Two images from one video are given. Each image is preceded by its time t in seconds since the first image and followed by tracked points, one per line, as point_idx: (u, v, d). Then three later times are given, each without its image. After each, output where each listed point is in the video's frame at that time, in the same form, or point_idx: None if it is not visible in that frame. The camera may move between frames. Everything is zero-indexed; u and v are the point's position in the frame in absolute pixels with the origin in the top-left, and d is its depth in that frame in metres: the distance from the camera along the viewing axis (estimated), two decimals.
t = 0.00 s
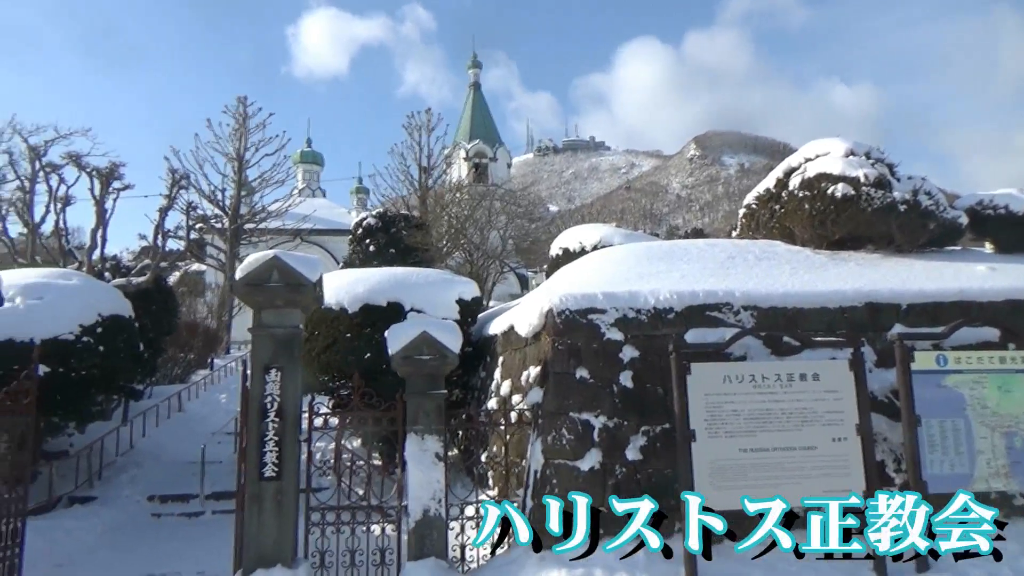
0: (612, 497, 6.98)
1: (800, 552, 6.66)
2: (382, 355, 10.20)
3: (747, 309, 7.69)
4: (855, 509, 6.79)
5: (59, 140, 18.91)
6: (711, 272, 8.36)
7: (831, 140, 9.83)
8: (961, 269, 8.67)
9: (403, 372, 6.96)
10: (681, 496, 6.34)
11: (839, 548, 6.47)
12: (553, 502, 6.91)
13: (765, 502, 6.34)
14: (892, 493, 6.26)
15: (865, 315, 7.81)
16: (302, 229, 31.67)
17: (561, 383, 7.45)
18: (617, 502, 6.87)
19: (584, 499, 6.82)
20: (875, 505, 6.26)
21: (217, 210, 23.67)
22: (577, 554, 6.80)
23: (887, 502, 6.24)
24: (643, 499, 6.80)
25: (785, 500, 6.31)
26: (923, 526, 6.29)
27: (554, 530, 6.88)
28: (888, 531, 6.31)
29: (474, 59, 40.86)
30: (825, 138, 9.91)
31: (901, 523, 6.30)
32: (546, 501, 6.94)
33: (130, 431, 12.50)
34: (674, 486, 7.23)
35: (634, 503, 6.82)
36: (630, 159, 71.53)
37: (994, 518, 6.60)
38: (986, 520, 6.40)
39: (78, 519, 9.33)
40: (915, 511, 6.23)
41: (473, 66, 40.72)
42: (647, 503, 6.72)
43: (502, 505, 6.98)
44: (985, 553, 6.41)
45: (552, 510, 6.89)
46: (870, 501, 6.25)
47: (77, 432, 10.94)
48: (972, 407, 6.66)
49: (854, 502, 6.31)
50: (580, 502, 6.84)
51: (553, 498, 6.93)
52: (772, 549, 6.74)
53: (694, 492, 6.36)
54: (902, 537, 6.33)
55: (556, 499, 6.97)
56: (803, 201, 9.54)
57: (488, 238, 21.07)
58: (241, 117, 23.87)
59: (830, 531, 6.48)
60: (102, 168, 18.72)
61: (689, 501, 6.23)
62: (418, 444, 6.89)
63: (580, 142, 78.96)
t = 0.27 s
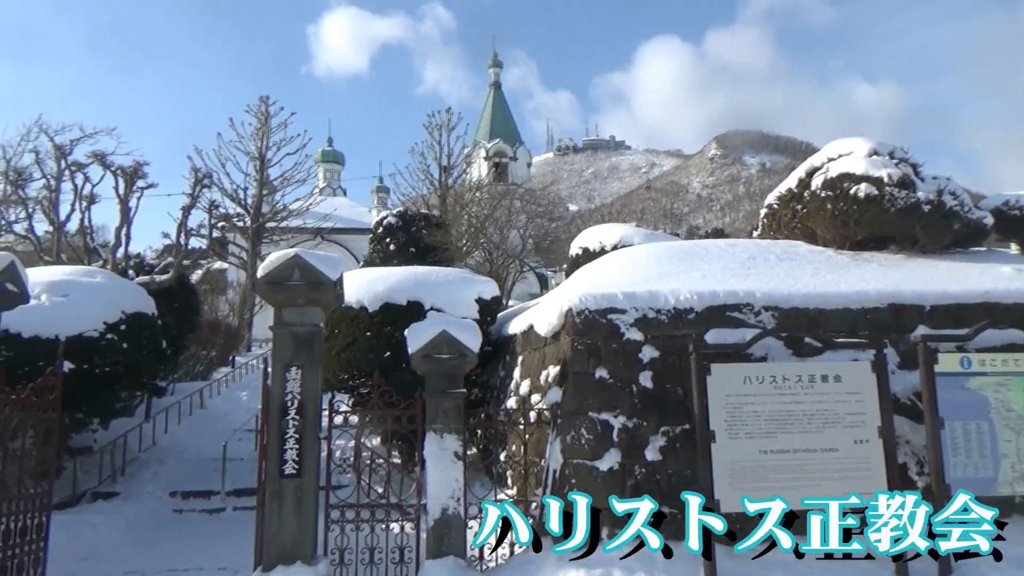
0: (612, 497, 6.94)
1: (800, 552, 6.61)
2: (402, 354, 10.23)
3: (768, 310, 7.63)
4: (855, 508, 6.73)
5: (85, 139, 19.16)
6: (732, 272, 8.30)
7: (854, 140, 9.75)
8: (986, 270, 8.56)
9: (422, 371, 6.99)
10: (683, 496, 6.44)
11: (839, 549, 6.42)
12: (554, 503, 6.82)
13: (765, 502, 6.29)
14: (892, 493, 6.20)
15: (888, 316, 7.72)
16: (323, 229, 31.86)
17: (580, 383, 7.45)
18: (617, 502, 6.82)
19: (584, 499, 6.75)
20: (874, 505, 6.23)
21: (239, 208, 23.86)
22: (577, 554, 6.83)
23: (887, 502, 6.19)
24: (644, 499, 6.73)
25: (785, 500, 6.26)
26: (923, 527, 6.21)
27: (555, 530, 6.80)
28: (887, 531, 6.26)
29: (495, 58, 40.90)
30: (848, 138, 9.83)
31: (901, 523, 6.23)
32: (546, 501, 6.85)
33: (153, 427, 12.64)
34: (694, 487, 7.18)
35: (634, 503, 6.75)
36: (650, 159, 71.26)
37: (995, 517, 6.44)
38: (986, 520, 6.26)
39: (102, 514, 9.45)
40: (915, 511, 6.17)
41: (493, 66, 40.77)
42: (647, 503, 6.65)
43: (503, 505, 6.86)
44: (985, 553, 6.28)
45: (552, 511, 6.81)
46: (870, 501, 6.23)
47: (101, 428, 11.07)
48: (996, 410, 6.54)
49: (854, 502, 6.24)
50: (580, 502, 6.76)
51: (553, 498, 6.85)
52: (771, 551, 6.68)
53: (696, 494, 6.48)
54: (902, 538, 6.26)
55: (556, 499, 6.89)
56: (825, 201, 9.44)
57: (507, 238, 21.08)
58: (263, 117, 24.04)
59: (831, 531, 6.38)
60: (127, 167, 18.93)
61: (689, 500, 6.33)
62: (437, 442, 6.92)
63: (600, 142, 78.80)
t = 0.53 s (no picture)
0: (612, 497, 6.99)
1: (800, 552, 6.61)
2: (419, 354, 10.27)
3: (787, 311, 7.59)
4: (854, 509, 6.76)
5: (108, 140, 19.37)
6: (751, 272, 8.26)
7: (875, 139, 9.65)
8: (1010, 272, 8.46)
9: (440, 371, 7.01)
10: (684, 497, 6.77)
11: (840, 548, 6.42)
12: (554, 502, 6.88)
13: (765, 502, 6.26)
14: (892, 493, 6.22)
15: (909, 318, 7.65)
16: (342, 229, 32.00)
17: (597, 383, 7.43)
18: (617, 502, 6.88)
19: (584, 499, 6.85)
20: (874, 505, 6.24)
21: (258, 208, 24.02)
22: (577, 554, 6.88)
23: (887, 501, 6.20)
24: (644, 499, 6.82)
25: (784, 500, 6.24)
26: (923, 526, 6.21)
27: (555, 530, 6.89)
28: (887, 530, 6.26)
29: (512, 58, 40.90)
30: (869, 138, 9.73)
31: (901, 523, 6.23)
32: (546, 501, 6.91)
33: (173, 425, 12.76)
34: (712, 488, 7.16)
35: (634, 503, 6.83)
36: (668, 159, 70.99)
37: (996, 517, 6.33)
38: (986, 520, 6.20)
39: (123, 511, 9.55)
40: (915, 511, 6.15)
41: (511, 66, 40.77)
42: (647, 503, 6.74)
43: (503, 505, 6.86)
44: (985, 554, 6.25)
45: (552, 511, 6.87)
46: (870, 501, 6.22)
47: (123, 425, 11.19)
48: (1018, 413, 6.46)
49: (854, 502, 6.23)
50: (581, 502, 6.88)
51: (553, 498, 6.91)
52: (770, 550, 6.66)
53: (696, 495, 6.81)
54: (902, 538, 6.28)
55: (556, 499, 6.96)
56: (846, 201, 9.36)
57: (525, 238, 21.08)
58: (282, 117, 24.19)
59: (830, 531, 6.37)
60: (149, 167, 19.12)
61: (690, 500, 6.65)
62: (454, 442, 6.93)
63: (618, 142, 78.61)
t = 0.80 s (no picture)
0: (612, 497, 7.00)
1: (800, 552, 6.61)
2: (439, 354, 10.30)
3: (808, 312, 7.53)
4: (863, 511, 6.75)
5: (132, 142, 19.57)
6: (771, 274, 8.21)
7: (898, 140, 9.57)
8: None
9: (459, 371, 7.01)
10: (684, 497, 6.94)
11: (839, 549, 6.42)
12: (554, 503, 6.84)
13: (765, 502, 6.19)
14: (892, 493, 6.19)
15: (932, 320, 7.57)
16: (361, 229, 32.16)
17: (617, 384, 7.42)
18: (617, 502, 6.90)
19: (584, 499, 6.75)
20: (874, 505, 6.20)
21: (279, 209, 24.19)
22: (578, 554, 6.92)
23: (887, 502, 6.17)
24: (644, 499, 6.82)
25: (785, 500, 6.17)
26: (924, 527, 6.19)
27: (555, 530, 6.87)
28: (888, 531, 6.24)
29: (532, 59, 40.89)
30: (891, 138, 9.65)
31: (901, 523, 6.22)
32: (546, 501, 6.88)
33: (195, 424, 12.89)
34: (732, 491, 7.12)
35: (634, 503, 6.83)
36: (688, 159, 70.67)
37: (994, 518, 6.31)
38: (986, 520, 6.15)
39: (147, 509, 9.65)
40: (915, 511, 6.15)
41: (530, 66, 40.75)
42: (647, 503, 6.74)
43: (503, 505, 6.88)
44: (985, 553, 6.21)
45: (552, 511, 6.84)
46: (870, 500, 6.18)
47: (146, 424, 11.32)
48: None
49: (854, 502, 6.19)
50: (580, 502, 6.77)
51: (553, 498, 6.86)
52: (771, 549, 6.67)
53: (696, 495, 6.95)
54: (902, 537, 6.25)
55: (556, 499, 6.92)
56: (868, 202, 9.28)
57: (544, 239, 21.08)
58: (303, 118, 24.34)
59: (830, 531, 6.37)
60: (172, 169, 19.32)
61: (690, 500, 6.82)
62: (474, 443, 6.94)
63: (637, 142, 78.38)
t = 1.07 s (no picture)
0: (611, 497, 6.89)
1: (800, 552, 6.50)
2: (458, 355, 10.32)
3: (831, 313, 7.47)
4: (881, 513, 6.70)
5: (156, 144, 19.79)
6: (793, 274, 8.15)
7: (922, 139, 9.48)
8: None
9: (479, 372, 7.03)
10: (685, 497, 6.80)
11: (839, 549, 6.29)
12: (554, 503, 6.82)
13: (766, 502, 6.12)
14: (893, 493, 6.09)
15: (957, 321, 7.48)
16: (381, 230, 32.31)
17: (637, 385, 7.40)
18: (617, 501, 6.73)
19: (584, 499, 6.71)
20: (874, 505, 6.08)
21: (300, 210, 24.35)
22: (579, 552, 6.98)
23: (887, 502, 6.06)
24: (644, 499, 6.66)
25: (785, 500, 6.11)
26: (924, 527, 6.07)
27: (555, 530, 6.88)
28: (888, 531, 6.09)
29: (551, 59, 40.87)
30: (915, 137, 9.56)
31: (901, 523, 6.08)
32: (546, 501, 6.87)
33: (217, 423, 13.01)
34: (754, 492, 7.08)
35: (634, 502, 6.68)
36: (708, 159, 70.32)
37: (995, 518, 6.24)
38: (986, 520, 6.05)
39: (170, 507, 9.76)
40: (916, 511, 6.04)
41: (549, 66, 40.71)
42: (647, 503, 6.58)
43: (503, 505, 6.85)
44: (985, 553, 6.10)
45: (552, 511, 6.83)
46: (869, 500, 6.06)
47: (169, 423, 11.43)
48: None
49: (854, 502, 6.09)
50: (580, 503, 6.73)
51: (553, 498, 6.84)
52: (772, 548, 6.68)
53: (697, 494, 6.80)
54: (902, 537, 6.13)
55: (557, 499, 6.90)
56: (891, 201, 9.19)
57: (563, 239, 21.06)
58: (324, 120, 24.49)
59: (830, 532, 6.24)
60: (195, 170, 19.52)
61: (690, 500, 6.67)
62: (493, 443, 6.95)
63: (656, 142, 78.10)
